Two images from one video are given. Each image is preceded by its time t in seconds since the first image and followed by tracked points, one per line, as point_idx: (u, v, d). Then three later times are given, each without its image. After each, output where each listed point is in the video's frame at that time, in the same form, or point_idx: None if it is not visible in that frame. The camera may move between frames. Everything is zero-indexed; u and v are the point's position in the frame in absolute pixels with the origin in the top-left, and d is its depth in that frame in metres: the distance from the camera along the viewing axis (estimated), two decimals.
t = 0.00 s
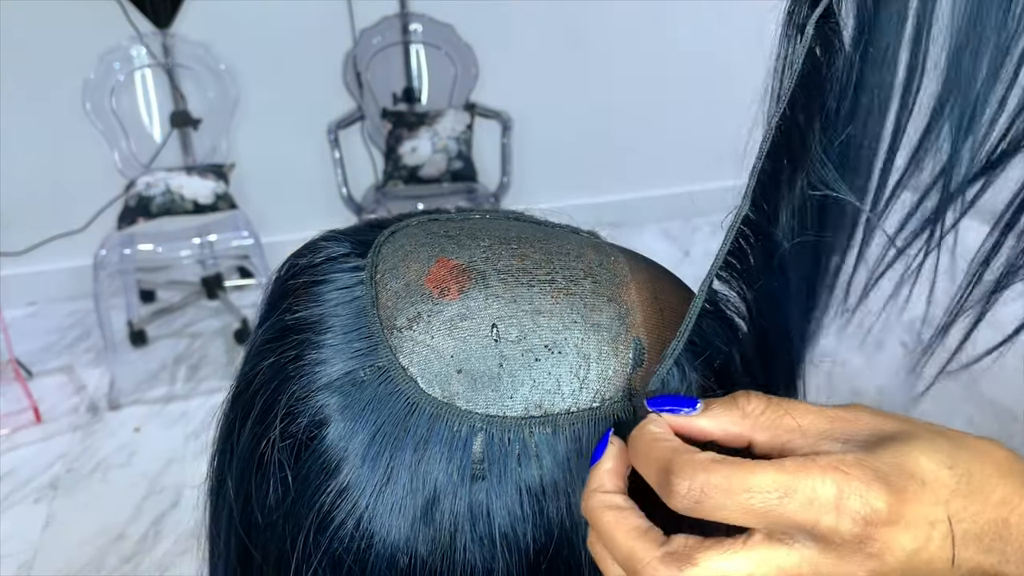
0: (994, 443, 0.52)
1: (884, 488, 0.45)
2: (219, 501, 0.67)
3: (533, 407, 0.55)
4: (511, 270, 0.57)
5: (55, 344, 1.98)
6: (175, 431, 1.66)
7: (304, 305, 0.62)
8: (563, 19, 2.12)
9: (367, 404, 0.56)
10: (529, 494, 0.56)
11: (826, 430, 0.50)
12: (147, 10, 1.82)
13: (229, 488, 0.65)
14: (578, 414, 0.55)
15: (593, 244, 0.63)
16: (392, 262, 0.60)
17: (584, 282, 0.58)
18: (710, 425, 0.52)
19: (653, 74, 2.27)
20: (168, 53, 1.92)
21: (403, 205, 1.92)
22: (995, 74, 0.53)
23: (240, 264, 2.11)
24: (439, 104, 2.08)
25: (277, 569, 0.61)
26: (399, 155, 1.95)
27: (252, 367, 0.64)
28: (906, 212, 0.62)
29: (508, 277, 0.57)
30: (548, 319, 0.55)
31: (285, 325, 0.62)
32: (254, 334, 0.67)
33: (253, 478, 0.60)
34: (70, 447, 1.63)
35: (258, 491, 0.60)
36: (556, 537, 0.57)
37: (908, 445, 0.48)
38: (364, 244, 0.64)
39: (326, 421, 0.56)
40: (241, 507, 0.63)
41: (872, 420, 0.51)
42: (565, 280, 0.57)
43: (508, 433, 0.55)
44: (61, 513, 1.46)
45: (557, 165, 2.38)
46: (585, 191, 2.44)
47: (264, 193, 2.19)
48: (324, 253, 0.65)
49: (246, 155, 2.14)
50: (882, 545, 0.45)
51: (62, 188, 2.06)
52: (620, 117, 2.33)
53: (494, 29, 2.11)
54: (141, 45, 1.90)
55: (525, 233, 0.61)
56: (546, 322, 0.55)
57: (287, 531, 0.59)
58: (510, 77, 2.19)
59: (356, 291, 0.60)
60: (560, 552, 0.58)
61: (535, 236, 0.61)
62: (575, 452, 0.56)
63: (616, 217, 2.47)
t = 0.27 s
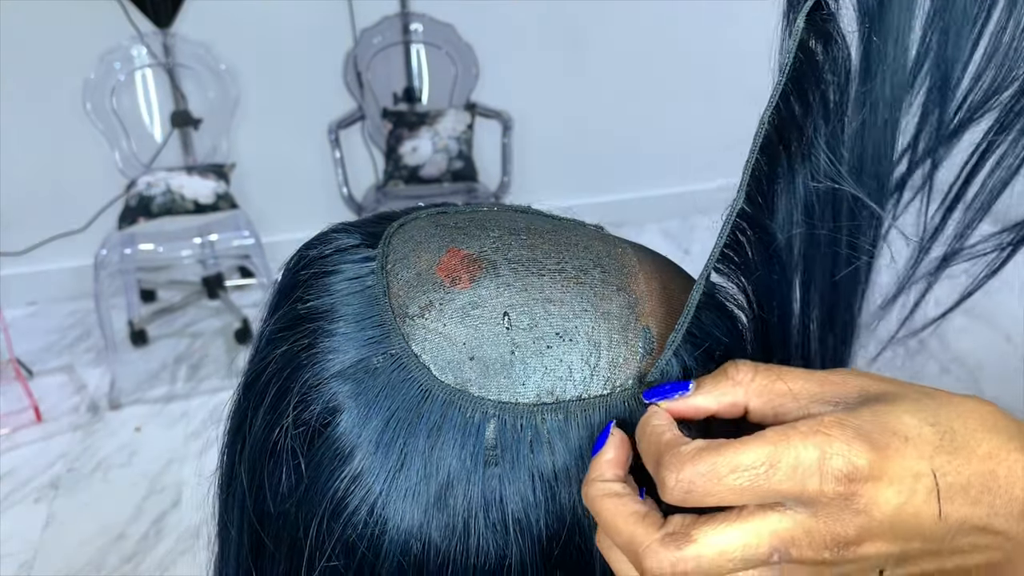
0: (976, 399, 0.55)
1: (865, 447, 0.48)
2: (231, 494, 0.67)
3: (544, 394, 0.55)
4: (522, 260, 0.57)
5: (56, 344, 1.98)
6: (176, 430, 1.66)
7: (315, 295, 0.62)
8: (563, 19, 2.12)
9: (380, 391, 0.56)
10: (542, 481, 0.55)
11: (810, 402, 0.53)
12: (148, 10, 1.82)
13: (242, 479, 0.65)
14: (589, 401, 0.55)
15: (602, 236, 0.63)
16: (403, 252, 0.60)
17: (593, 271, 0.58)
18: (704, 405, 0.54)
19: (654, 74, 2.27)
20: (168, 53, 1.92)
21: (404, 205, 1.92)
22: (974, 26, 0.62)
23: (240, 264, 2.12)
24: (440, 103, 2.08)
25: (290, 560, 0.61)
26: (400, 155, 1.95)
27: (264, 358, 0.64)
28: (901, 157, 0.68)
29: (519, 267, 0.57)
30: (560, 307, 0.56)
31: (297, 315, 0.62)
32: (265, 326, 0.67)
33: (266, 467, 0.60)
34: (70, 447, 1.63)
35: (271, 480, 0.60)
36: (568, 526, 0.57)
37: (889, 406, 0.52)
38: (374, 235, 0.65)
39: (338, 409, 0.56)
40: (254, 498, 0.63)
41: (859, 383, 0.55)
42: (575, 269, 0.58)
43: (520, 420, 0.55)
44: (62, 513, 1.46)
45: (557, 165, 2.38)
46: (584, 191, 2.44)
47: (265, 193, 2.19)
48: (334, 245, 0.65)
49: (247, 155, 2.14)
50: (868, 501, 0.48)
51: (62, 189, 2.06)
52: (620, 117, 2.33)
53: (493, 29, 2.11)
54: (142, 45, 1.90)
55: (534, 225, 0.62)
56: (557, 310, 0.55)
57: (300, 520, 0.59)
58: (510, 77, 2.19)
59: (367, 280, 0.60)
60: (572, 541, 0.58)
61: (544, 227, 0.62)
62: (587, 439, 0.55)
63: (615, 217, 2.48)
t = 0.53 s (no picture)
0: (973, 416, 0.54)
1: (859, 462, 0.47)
2: (224, 502, 0.67)
3: (542, 406, 0.55)
4: (520, 269, 0.58)
5: (56, 344, 1.98)
6: (175, 430, 1.66)
7: (311, 303, 0.62)
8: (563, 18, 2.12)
9: (376, 402, 0.56)
10: (537, 493, 0.56)
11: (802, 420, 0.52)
12: (148, 9, 1.82)
13: (235, 487, 0.65)
14: (586, 413, 0.56)
15: (599, 244, 0.64)
16: (399, 260, 0.59)
17: (591, 282, 0.58)
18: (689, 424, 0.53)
19: (654, 73, 2.27)
20: (168, 53, 1.92)
21: (404, 205, 1.91)
22: (986, 32, 0.58)
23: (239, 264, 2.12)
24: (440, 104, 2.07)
25: (284, 570, 0.61)
26: (399, 154, 1.95)
27: (258, 366, 0.64)
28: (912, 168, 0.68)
29: (517, 277, 0.57)
30: (557, 319, 0.56)
31: (292, 323, 0.62)
32: (259, 333, 0.67)
33: (260, 476, 0.60)
34: (70, 447, 1.63)
35: (266, 490, 0.60)
36: (564, 538, 0.57)
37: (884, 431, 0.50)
38: (370, 241, 0.64)
39: (334, 420, 0.56)
40: (248, 507, 0.63)
41: (848, 401, 0.53)
42: (573, 280, 0.58)
43: (518, 432, 0.55)
44: (62, 513, 1.46)
45: (557, 165, 2.38)
46: (584, 191, 2.44)
47: (264, 193, 2.19)
48: (329, 251, 0.65)
49: (246, 155, 2.14)
50: (865, 519, 0.47)
51: (62, 188, 2.06)
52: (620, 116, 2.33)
53: (493, 29, 2.11)
54: (141, 44, 1.90)
55: (531, 233, 0.62)
56: (555, 321, 0.56)
57: (295, 530, 0.59)
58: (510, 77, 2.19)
59: (363, 288, 0.60)
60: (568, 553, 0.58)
61: (542, 236, 0.62)
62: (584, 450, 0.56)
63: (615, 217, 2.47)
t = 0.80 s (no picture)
0: None
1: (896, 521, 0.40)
2: (221, 506, 0.67)
3: (535, 403, 0.55)
4: (511, 268, 0.58)
5: (56, 344, 1.98)
6: (175, 430, 1.66)
7: (305, 303, 0.62)
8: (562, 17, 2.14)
9: (370, 402, 0.56)
10: (533, 492, 0.55)
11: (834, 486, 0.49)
12: (147, 9, 1.83)
13: (232, 490, 0.64)
14: (581, 409, 0.56)
15: (592, 242, 0.64)
16: (393, 261, 0.60)
17: (583, 279, 0.59)
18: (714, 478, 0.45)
19: (653, 73, 2.28)
20: (168, 52, 1.91)
21: (403, 205, 1.91)
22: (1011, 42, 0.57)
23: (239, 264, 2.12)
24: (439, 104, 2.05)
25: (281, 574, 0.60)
26: (399, 154, 1.95)
27: (254, 367, 0.64)
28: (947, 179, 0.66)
29: (509, 276, 0.58)
30: (549, 316, 0.57)
31: (287, 324, 0.62)
32: (255, 334, 0.67)
33: (256, 477, 0.60)
34: (69, 447, 1.63)
35: (261, 491, 0.60)
36: (561, 538, 0.56)
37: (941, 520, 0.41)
38: (363, 241, 0.65)
39: (328, 420, 0.57)
40: (244, 510, 0.62)
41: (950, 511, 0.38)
42: (564, 277, 0.59)
43: (512, 429, 0.55)
44: (61, 513, 1.46)
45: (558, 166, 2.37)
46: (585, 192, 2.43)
47: (264, 194, 2.19)
48: (323, 252, 0.65)
49: (246, 156, 2.14)
50: None
51: (62, 188, 2.06)
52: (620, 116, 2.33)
53: (493, 29, 2.11)
54: (141, 44, 1.90)
55: (523, 232, 0.62)
56: (547, 319, 0.57)
57: (291, 532, 0.58)
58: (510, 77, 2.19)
59: (357, 289, 0.61)
60: (566, 551, 0.57)
61: (534, 234, 0.62)
62: (579, 445, 0.56)
63: (616, 217, 2.46)
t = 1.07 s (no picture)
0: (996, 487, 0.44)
1: None
2: (231, 500, 0.66)
3: (549, 399, 0.55)
4: (527, 265, 0.58)
5: (56, 344, 1.98)
6: (175, 430, 1.65)
7: (319, 297, 0.62)
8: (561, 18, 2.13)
9: (384, 395, 0.55)
10: (545, 486, 0.55)
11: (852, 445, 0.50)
12: (148, 9, 1.82)
13: (242, 483, 0.64)
14: (594, 407, 0.56)
15: (604, 242, 0.64)
16: (408, 255, 0.60)
17: (597, 277, 0.59)
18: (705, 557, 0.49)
19: (653, 73, 2.27)
20: (168, 53, 1.91)
21: (403, 205, 1.91)
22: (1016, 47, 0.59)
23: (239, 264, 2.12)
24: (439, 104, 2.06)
25: (290, 568, 0.60)
26: (399, 154, 1.95)
27: (266, 360, 0.63)
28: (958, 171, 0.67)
29: (524, 272, 0.57)
30: (565, 313, 0.56)
31: (301, 317, 0.62)
32: (267, 328, 0.67)
33: (267, 471, 0.60)
34: (70, 447, 1.63)
35: (272, 485, 0.59)
36: (571, 535, 0.56)
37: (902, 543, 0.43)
38: (377, 238, 0.65)
39: (342, 413, 0.56)
40: (254, 503, 0.62)
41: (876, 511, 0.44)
42: (579, 275, 0.58)
43: (525, 425, 0.54)
44: (62, 513, 1.46)
45: (557, 166, 2.37)
46: (584, 191, 2.44)
47: (264, 193, 2.19)
48: (337, 246, 0.65)
49: (246, 155, 2.14)
50: None
51: (62, 188, 2.06)
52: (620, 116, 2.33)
53: (493, 29, 2.11)
54: (142, 44, 1.89)
55: (537, 230, 0.62)
56: (562, 316, 0.56)
57: (301, 526, 0.58)
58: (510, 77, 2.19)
59: (370, 283, 0.60)
60: (576, 550, 0.57)
61: (547, 233, 0.62)
62: (592, 443, 0.56)
63: (615, 217, 2.47)
